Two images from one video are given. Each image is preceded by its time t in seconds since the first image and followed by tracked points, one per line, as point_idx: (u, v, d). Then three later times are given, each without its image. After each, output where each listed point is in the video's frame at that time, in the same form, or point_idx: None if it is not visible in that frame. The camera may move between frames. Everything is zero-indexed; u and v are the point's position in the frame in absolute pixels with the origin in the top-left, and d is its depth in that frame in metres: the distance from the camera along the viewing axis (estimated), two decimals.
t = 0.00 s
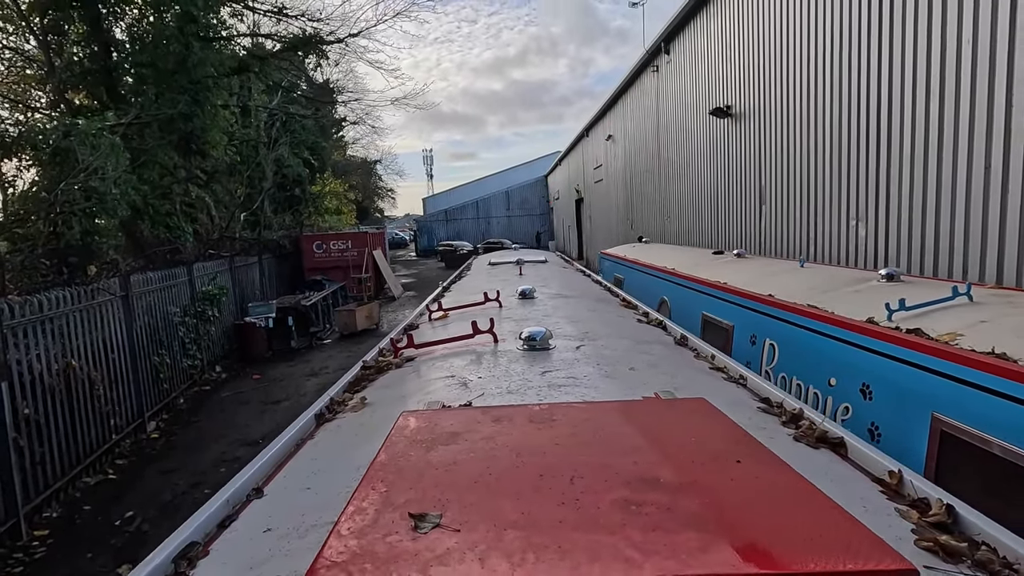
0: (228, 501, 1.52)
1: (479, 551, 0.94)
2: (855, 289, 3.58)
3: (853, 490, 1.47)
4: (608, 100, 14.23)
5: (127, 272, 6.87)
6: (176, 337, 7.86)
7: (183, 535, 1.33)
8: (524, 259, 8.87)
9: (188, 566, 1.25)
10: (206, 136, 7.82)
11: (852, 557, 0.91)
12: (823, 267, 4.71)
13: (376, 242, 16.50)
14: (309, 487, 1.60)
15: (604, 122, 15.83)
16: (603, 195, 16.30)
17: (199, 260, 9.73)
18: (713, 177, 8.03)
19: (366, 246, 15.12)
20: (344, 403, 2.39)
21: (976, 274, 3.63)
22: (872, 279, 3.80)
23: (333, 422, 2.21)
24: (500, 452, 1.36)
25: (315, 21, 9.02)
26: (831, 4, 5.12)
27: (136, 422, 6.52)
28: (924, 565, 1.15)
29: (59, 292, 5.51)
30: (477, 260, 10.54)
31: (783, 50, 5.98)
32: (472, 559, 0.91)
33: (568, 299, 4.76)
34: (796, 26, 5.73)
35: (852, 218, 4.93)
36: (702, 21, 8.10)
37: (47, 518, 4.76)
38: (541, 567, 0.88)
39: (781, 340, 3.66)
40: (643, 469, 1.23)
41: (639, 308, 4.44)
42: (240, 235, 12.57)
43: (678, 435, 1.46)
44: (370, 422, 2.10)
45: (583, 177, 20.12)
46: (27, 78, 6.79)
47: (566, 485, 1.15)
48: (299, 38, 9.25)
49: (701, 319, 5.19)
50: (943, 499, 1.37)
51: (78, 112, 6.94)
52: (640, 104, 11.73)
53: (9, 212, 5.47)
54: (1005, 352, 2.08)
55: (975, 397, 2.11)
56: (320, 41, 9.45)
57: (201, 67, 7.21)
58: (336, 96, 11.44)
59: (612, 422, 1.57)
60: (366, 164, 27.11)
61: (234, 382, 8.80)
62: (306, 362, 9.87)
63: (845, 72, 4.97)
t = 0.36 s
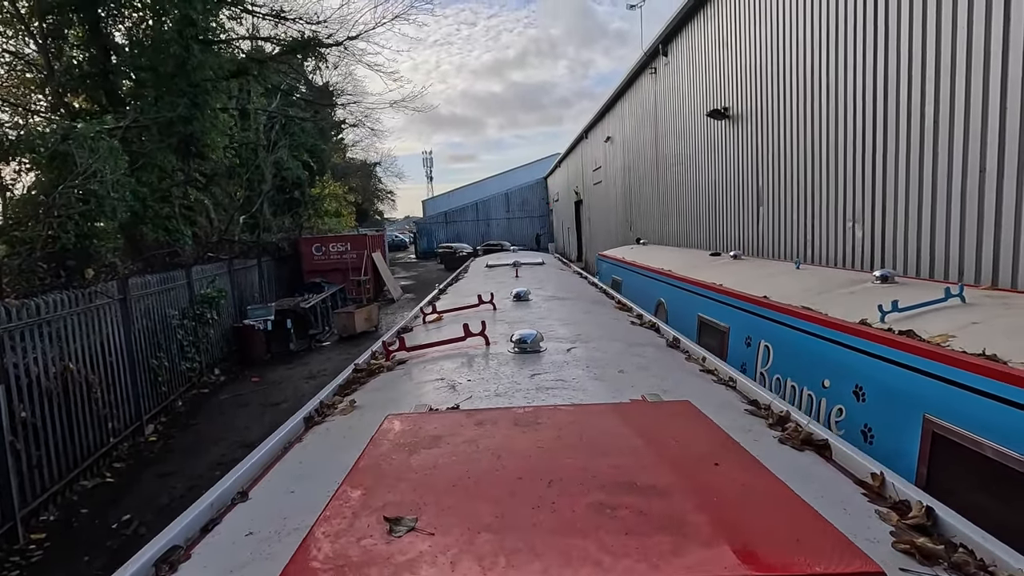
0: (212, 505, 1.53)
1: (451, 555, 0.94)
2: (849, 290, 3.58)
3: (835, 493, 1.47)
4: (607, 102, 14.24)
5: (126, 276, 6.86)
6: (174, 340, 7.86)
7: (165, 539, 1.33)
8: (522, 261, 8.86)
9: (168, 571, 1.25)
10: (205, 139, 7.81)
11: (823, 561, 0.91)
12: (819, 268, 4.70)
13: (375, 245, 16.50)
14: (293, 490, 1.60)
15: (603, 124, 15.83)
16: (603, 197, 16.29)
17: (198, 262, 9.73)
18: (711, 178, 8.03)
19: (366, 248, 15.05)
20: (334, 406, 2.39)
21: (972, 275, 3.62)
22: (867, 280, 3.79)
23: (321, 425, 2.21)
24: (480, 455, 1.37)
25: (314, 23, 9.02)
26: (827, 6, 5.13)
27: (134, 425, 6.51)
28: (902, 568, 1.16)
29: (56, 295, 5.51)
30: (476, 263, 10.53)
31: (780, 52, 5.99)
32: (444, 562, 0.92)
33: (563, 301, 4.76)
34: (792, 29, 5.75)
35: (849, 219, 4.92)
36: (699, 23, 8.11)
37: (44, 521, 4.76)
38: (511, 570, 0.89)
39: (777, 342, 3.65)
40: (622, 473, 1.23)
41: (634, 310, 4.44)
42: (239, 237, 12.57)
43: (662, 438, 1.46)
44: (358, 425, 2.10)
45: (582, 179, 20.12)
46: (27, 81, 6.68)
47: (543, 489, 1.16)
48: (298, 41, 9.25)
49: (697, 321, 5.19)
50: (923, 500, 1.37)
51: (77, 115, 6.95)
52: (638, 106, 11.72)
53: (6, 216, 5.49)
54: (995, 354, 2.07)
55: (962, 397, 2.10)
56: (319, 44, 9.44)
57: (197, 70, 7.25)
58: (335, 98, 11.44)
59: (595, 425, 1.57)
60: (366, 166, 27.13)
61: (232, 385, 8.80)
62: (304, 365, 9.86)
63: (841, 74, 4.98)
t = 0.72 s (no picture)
0: (197, 508, 1.52)
1: (426, 560, 0.95)
2: (845, 292, 3.56)
3: (821, 495, 1.46)
4: (606, 103, 14.25)
5: (125, 278, 6.85)
6: (173, 343, 7.86)
7: (147, 543, 1.33)
8: (520, 263, 8.86)
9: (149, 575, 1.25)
10: (204, 141, 7.82)
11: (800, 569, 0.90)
12: (816, 269, 4.68)
13: (374, 247, 16.50)
14: (279, 494, 1.60)
15: (602, 126, 15.84)
16: (602, 198, 16.30)
17: (197, 264, 9.74)
18: (710, 179, 8.02)
19: (364, 250, 15.09)
20: (324, 409, 2.39)
21: (969, 275, 3.61)
22: (862, 282, 3.78)
23: (311, 428, 2.21)
24: (463, 458, 1.37)
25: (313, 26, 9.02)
26: (824, 8, 5.13)
27: (132, 428, 6.51)
28: (883, 572, 1.15)
29: (53, 298, 5.50)
30: (475, 264, 10.51)
31: (777, 54, 5.98)
32: (418, 568, 0.92)
33: (558, 303, 4.76)
34: (790, 31, 5.74)
35: (847, 220, 4.91)
36: (698, 25, 8.12)
37: (41, 524, 4.76)
38: None
39: (772, 344, 3.63)
40: (604, 476, 1.23)
41: (630, 312, 4.43)
42: (239, 239, 12.58)
43: (648, 441, 1.46)
44: (347, 428, 2.10)
45: (582, 181, 20.12)
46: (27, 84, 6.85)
47: (522, 493, 1.16)
48: (297, 44, 9.26)
49: (694, 323, 5.18)
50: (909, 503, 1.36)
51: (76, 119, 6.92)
52: (637, 108, 11.72)
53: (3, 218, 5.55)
54: (989, 356, 2.06)
55: (954, 398, 2.09)
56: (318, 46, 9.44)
57: (198, 72, 7.15)
58: (334, 101, 11.44)
59: (579, 428, 1.57)
60: (367, 168, 27.16)
61: (231, 387, 8.79)
62: (303, 367, 9.85)
63: (838, 77, 4.98)
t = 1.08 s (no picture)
0: (189, 513, 1.51)
1: (415, 565, 0.94)
2: (843, 293, 3.55)
3: (816, 498, 1.45)
4: (605, 105, 14.25)
5: (122, 281, 6.85)
6: (171, 345, 7.84)
7: (138, 547, 1.31)
8: (518, 265, 8.86)
9: None
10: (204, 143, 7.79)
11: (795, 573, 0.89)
12: (815, 271, 4.67)
13: (374, 249, 16.50)
14: (271, 498, 1.59)
15: (602, 128, 15.83)
16: (601, 200, 16.28)
17: (196, 267, 9.72)
18: (709, 181, 8.01)
19: (363, 254, 15.14)
20: (319, 413, 2.39)
21: (968, 276, 3.59)
22: (860, 283, 3.77)
23: (305, 431, 2.20)
24: (455, 462, 1.36)
25: (312, 28, 8.99)
26: (823, 10, 5.11)
27: (130, 431, 6.50)
28: None
29: (49, 301, 5.47)
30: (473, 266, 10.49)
31: (777, 57, 5.96)
32: (406, 573, 0.91)
33: (556, 305, 4.76)
34: (789, 33, 5.72)
35: (845, 221, 4.89)
36: (696, 26, 8.11)
37: (38, 527, 4.74)
38: None
39: (771, 345, 3.62)
40: (596, 480, 1.21)
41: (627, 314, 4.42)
42: (237, 242, 12.57)
43: (643, 444, 1.44)
44: (341, 431, 2.10)
45: (581, 182, 20.11)
46: (25, 87, 6.81)
47: (513, 496, 1.15)
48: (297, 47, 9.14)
49: (692, 324, 5.17)
50: (905, 507, 1.35)
51: (74, 121, 6.89)
52: (636, 110, 11.71)
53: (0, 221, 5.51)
54: (987, 357, 2.04)
55: (953, 399, 2.07)
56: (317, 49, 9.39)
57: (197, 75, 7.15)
58: (333, 103, 11.43)
59: (573, 431, 1.56)
60: (366, 171, 27.17)
61: (230, 389, 8.77)
62: (301, 369, 9.83)
63: (836, 80, 4.97)
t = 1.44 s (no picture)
0: (183, 516, 1.50)
1: (409, 569, 0.93)
2: (839, 294, 3.56)
3: (814, 500, 1.44)
4: (602, 107, 14.26)
5: (118, 282, 6.82)
6: (166, 347, 7.80)
7: (131, 551, 1.30)
8: (515, 266, 8.85)
9: None
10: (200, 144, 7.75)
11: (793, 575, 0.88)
12: (811, 271, 4.67)
13: (371, 250, 16.48)
14: (265, 501, 1.58)
15: (598, 129, 15.85)
16: (598, 201, 16.28)
17: (192, 269, 9.68)
18: (705, 182, 8.02)
19: (361, 254, 15.07)
20: (314, 415, 2.38)
21: (964, 276, 3.60)
22: (856, 284, 3.78)
23: (300, 433, 2.19)
24: (451, 464, 1.35)
25: (309, 30, 8.97)
26: (819, 12, 5.13)
27: (126, 433, 6.46)
28: None
29: (44, 303, 5.45)
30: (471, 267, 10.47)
31: (773, 58, 5.97)
32: None
33: (553, 306, 4.75)
34: (786, 34, 5.72)
35: (842, 222, 4.90)
36: (692, 28, 8.14)
37: (32, 531, 4.70)
38: None
39: (767, 346, 3.62)
40: (593, 482, 1.21)
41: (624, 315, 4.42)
42: (234, 243, 12.53)
43: (640, 446, 1.44)
44: (336, 433, 2.09)
45: (578, 183, 20.12)
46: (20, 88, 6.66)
47: (510, 499, 1.14)
48: (294, 48, 9.15)
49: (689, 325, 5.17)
50: (902, 507, 1.35)
51: (71, 122, 6.81)
52: (633, 111, 11.73)
53: None
54: (983, 357, 2.05)
55: (948, 400, 2.07)
56: (314, 50, 9.35)
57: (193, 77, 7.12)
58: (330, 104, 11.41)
59: (569, 433, 1.55)
60: (363, 172, 27.13)
61: (226, 391, 8.73)
62: (298, 371, 9.80)
63: (833, 83, 4.98)
